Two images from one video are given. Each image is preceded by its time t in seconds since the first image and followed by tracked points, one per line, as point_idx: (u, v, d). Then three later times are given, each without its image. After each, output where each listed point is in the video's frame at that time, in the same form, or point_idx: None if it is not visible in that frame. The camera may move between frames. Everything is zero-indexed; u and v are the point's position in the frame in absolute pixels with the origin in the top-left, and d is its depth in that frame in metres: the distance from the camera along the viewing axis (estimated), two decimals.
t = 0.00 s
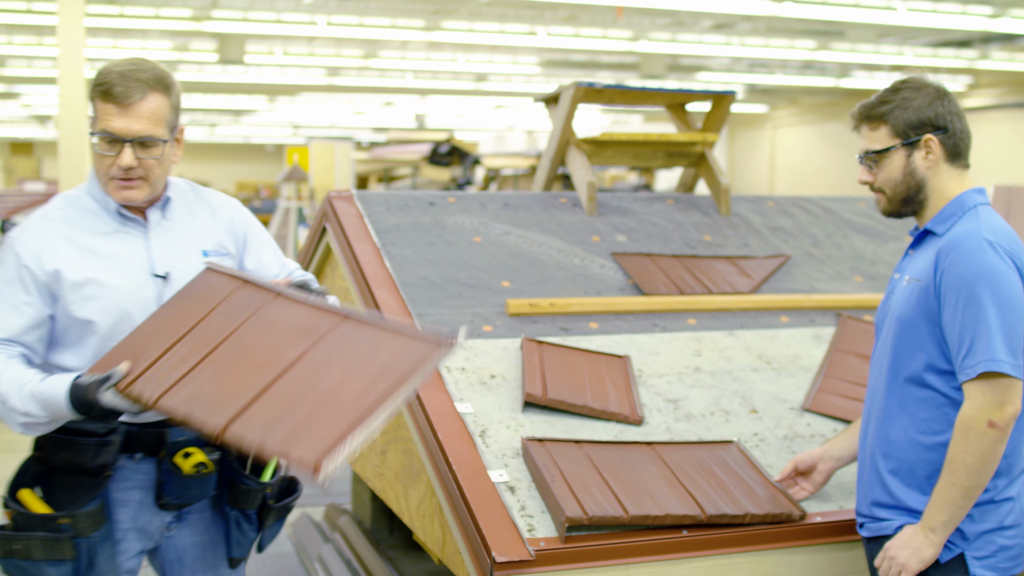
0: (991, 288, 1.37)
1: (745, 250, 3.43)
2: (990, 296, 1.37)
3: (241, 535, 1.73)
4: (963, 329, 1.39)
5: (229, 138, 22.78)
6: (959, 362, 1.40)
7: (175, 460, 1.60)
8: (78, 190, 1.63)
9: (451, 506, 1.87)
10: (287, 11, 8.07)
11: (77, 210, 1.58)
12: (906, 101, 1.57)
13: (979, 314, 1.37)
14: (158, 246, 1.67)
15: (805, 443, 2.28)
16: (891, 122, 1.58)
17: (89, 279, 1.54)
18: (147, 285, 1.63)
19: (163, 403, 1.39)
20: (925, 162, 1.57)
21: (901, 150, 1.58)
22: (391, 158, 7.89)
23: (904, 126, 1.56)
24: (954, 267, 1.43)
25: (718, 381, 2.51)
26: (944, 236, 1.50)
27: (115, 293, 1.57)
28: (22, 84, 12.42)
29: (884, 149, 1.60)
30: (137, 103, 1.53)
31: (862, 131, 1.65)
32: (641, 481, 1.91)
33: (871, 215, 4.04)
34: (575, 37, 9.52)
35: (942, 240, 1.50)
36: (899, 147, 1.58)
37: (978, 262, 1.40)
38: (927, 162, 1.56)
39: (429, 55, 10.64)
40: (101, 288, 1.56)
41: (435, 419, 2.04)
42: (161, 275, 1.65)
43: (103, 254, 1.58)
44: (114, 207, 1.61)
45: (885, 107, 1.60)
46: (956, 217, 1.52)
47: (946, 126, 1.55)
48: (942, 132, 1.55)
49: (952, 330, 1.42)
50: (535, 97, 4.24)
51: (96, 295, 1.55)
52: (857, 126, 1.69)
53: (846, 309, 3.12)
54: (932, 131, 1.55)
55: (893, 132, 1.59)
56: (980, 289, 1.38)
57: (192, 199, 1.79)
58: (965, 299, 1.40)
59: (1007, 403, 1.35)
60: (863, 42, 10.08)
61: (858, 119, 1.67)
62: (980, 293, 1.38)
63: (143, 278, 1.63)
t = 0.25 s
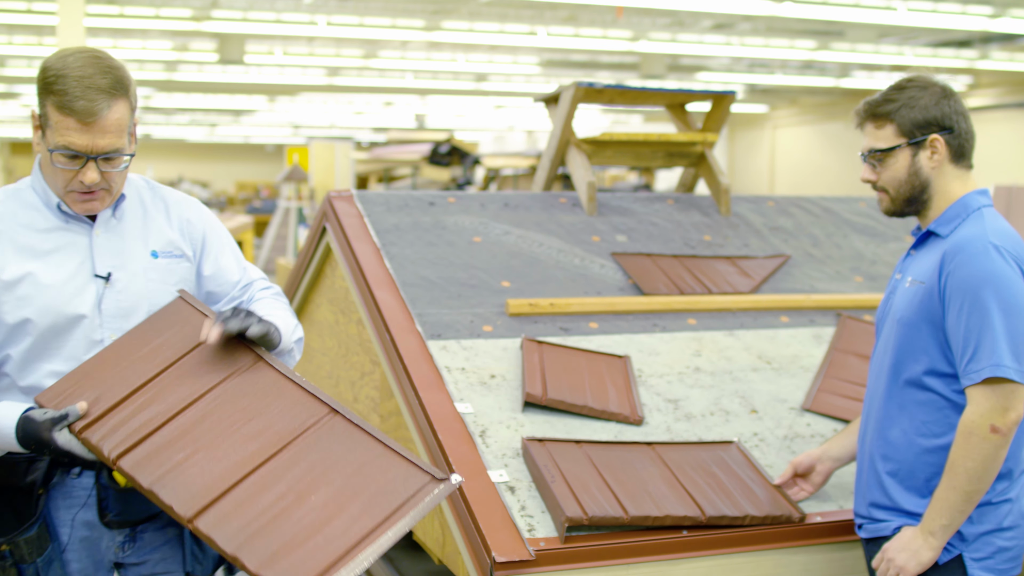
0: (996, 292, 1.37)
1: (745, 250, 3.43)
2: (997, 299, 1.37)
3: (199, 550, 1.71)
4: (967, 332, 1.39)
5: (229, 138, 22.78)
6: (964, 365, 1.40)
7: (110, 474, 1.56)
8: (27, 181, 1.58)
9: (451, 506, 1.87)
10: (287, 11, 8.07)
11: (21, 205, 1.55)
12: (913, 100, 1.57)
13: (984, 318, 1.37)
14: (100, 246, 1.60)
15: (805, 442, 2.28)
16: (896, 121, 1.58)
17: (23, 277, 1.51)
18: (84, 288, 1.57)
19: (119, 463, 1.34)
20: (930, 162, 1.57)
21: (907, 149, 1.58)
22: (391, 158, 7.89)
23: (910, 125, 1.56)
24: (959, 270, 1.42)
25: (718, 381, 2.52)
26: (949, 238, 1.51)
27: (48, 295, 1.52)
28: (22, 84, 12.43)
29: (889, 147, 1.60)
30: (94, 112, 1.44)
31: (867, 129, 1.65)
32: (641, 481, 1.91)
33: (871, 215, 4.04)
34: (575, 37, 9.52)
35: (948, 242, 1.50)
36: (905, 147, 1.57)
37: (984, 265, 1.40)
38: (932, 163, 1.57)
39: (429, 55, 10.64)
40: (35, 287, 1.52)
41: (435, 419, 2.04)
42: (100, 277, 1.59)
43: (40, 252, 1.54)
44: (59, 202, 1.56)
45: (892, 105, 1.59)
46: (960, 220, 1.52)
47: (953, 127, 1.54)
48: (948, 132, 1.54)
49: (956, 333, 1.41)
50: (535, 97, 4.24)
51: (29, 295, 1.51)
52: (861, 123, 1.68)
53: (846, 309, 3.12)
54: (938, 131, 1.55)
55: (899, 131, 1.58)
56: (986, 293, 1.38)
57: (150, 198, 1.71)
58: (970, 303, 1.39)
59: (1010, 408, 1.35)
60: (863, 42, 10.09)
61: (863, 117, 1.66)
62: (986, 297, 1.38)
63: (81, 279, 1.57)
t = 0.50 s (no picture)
0: (1004, 293, 1.37)
1: (745, 250, 3.43)
2: (1004, 300, 1.36)
3: None
4: (975, 333, 1.39)
5: (229, 138, 22.79)
6: (970, 366, 1.40)
7: (70, 508, 1.45)
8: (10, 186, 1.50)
9: (451, 506, 1.87)
10: (286, 11, 8.07)
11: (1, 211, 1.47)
12: (934, 95, 1.55)
13: (992, 318, 1.37)
14: (77, 257, 1.50)
15: (805, 443, 2.28)
16: (918, 114, 1.55)
17: None
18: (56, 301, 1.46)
19: (130, 514, 1.26)
20: (946, 157, 1.56)
21: (926, 142, 1.55)
22: (392, 158, 7.88)
23: (932, 118, 1.54)
24: (966, 270, 1.42)
25: (717, 381, 2.52)
26: (952, 238, 1.50)
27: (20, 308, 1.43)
28: (22, 84, 12.44)
29: (908, 139, 1.56)
30: (86, 114, 1.36)
31: (883, 119, 1.60)
32: (641, 481, 1.91)
33: (871, 215, 4.04)
34: (575, 37, 9.52)
35: (953, 242, 1.49)
36: (926, 141, 1.55)
37: (991, 265, 1.39)
38: (948, 159, 1.56)
39: (429, 55, 10.64)
40: (6, 297, 1.42)
41: (435, 419, 2.04)
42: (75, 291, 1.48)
43: (16, 260, 1.45)
44: (43, 210, 1.47)
45: (913, 98, 1.56)
46: (964, 218, 1.52)
47: (967, 124, 1.55)
48: (963, 131, 1.55)
49: (963, 334, 1.41)
50: (535, 97, 4.25)
51: None
52: (872, 114, 1.64)
53: (847, 309, 3.12)
54: (955, 128, 1.55)
55: (919, 123, 1.55)
56: (993, 293, 1.37)
57: (144, 211, 1.61)
58: (978, 304, 1.39)
59: (1016, 409, 1.35)
60: (863, 42, 10.09)
61: (876, 108, 1.62)
62: (993, 297, 1.37)
63: (57, 293, 1.47)
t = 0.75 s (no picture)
0: (1018, 295, 1.37)
1: (745, 250, 3.43)
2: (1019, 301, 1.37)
3: None
4: (991, 336, 1.39)
5: (229, 138, 22.79)
6: (985, 368, 1.40)
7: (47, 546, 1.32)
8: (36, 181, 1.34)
9: (451, 506, 1.87)
10: (286, 11, 8.07)
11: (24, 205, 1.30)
12: (945, 97, 1.55)
13: (1008, 321, 1.37)
14: (100, 269, 1.33)
15: (805, 442, 2.28)
16: (932, 114, 1.54)
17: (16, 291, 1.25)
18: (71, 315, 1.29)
19: None
20: (954, 160, 1.56)
21: (938, 143, 1.54)
22: (392, 158, 7.88)
23: (945, 119, 1.53)
24: (979, 272, 1.42)
25: (717, 381, 2.52)
26: (959, 239, 1.50)
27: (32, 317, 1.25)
28: (23, 84, 12.44)
29: (920, 139, 1.54)
30: (110, 98, 1.24)
31: (894, 117, 1.57)
32: (642, 481, 1.91)
33: (871, 215, 4.04)
34: (575, 37, 9.52)
35: (961, 243, 1.49)
36: (937, 141, 1.54)
37: (1005, 267, 1.39)
38: (955, 161, 1.56)
39: (429, 55, 10.64)
40: (14, 304, 1.25)
41: (435, 420, 2.04)
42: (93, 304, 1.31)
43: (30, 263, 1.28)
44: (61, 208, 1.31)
45: (926, 98, 1.55)
46: (968, 219, 1.52)
47: (973, 129, 1.56)
48: (970, 134, 1.56)
49: (976, 336, 1.41)
50: (535, 97, 4.25)
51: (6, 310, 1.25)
52: (879, 113, 1.62)
53: (847, 309, 3.12)
54: (964, 131, 1.55)
55: (932, 124, 1.54)
56: (1007, 295, 1.38)
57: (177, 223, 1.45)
58: (992, 307, 1.39)
59: None
60: (863, 42, 10.09)
61: (885, 108, 1.60)
62: (1008, 299, 1.38)
63: (72, 303, 1.30)
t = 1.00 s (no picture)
0: None
1: (745, 250, 3.43)
2: None
3: None
4: (1000, 340, 1.38)
5: (229, 138, 22.78)
6: (995, 373, 1.40)
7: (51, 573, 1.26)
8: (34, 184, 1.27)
9: (451, 505, 1.87)
10: (286, 11, 8.06)
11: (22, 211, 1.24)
12: (958, 94, 1.55)
13: (1018, 327, 1.37)
14: (104, 281, 1.27)
15: (805, 442, 2.28)
16: (947, 111, 1.53)
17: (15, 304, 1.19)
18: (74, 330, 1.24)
19: None
20: (963, 158, 1.56)
21: (950, 141, 1.54)
22: (392, 158, 7.88)
23: (959, 117, 1.53)
24: (988, 276, 1.42)
25: (717, 381, 2.52)
26: (963, 241, 1.50)
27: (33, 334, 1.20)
28: (22, 84, 12.44)
29: (934, 136, 1.53)
30: (98, 87, 1.15)
31: (907, 113, 1.56)
32: (640, 481, 1.91)
33: (871, 214, 4.04)
34: (575, 37, 9.51)
35: (964, 246, 1.49)
36: (950, 139, 1.53)
37: (1015, 271, 1.39)
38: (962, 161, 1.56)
39: (429, 55, 10.63)
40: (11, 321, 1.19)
41: (435, 419, 2.05)
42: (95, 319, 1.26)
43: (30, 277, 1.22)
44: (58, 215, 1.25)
45: (940, 94, 1.54)
46: (970, 222, 1.52)
47: (978, 130, 1.58)
48: (978, 135, 1.57)
49: (983, 340, 1.41)
50: (535, 97, 4.25)
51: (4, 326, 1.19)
52: (891, 107, 1.59)
53: (847, 309, 3.12)
54: (972, 131, 1.56)
55: (946, 121, 1.54)
56: (1016, 300, 1.38)
57: (186, 230, 1.39)
58: (1000, 312, 1.39)
59: None
60: (863, 42, 10.09)
61: (897, 102, 1.58)
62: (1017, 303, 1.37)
63: (74, 318, 1.24)
